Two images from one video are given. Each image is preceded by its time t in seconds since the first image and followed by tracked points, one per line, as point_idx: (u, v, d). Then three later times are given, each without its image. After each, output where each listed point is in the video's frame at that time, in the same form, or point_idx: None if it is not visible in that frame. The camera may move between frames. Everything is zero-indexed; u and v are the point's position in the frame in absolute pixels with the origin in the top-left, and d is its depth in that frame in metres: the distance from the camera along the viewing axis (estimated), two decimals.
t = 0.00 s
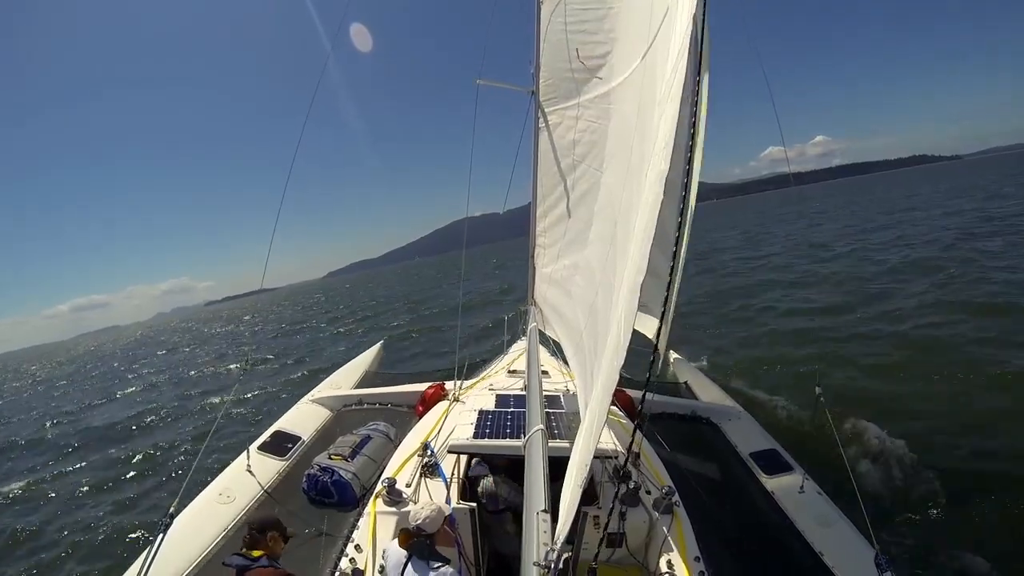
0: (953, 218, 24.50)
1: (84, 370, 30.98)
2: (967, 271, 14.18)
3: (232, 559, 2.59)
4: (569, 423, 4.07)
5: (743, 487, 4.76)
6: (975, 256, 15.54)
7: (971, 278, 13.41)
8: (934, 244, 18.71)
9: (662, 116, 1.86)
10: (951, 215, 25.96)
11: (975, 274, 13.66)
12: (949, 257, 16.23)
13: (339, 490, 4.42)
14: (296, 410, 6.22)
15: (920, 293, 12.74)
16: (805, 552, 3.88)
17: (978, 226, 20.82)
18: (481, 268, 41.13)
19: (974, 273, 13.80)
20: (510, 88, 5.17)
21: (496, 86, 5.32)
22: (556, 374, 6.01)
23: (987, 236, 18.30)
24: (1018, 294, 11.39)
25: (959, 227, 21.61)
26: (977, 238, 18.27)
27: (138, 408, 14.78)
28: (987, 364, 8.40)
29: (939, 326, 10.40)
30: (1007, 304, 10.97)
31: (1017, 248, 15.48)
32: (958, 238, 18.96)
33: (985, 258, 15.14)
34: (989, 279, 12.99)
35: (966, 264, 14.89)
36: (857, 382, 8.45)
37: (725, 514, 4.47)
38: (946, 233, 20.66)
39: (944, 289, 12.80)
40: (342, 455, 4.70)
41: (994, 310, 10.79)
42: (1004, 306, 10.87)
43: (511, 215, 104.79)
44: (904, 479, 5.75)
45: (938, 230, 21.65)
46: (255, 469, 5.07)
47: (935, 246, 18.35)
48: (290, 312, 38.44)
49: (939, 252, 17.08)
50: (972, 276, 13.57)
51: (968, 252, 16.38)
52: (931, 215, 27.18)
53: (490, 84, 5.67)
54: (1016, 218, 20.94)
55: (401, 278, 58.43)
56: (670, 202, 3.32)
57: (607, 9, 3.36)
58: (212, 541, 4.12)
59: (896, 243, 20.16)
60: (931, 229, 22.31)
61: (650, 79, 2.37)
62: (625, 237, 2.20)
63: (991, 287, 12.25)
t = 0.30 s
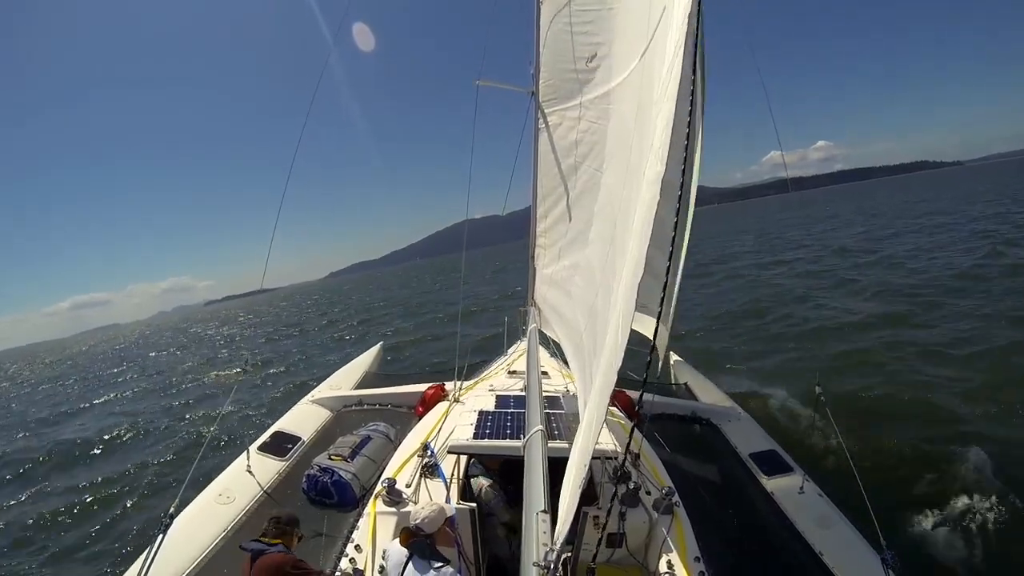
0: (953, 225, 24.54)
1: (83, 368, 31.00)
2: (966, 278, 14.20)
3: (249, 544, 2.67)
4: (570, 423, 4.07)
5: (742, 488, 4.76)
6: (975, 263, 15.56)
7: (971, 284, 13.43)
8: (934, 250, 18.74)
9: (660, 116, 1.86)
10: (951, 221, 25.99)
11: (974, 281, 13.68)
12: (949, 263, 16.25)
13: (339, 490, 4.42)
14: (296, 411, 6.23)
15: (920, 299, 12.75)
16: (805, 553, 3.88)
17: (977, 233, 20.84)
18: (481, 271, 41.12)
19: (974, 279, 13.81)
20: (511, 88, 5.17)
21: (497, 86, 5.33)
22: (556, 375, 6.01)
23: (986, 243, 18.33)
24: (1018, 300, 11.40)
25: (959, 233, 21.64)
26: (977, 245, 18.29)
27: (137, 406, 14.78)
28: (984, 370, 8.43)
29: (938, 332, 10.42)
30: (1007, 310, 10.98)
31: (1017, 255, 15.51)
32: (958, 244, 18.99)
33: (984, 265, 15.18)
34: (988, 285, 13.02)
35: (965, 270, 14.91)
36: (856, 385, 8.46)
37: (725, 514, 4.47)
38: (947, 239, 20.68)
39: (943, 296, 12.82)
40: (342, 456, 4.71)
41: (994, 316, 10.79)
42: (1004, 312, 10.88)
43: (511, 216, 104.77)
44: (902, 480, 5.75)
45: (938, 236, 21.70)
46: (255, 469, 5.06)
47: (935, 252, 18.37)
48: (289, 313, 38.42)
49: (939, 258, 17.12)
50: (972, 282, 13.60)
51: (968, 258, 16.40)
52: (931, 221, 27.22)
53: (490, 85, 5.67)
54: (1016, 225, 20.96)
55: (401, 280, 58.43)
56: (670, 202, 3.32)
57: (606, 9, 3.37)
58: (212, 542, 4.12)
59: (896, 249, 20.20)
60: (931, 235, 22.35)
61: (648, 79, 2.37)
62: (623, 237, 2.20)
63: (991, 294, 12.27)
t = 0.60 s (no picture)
0: (952, 222, 24.58)
1: (83, 372, 31.00)
2: (965, 274, 14.22)
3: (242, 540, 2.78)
4: (569, 424, 4.07)
5: (742, 488, 4.76)
6: (973, 259, 15.59)
7: (969, 280, 13.46)
8: (933, 247, 18.77)
9: (664, 120, 1.85)
10: (951, 218, 25.97)
11: (973, 277, 13.70)
12: (947, 260, 16.29)
13: (339, 490, 4.42)
14: (296, 412, 6.22)
15: (919, 297, 12.78)
16: (805, 553, 3.89)
17: (977, 230, 20.82)
18: (480, 271, 41.12)
19: (973, 275, 13.83)
20: (509, 90, 5.18)
21: (496, 87, 5.34)
22: (555, 376, 6.02)
23: (985, 239, 18.37)
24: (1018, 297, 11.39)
25: (958, 230, 21.63)
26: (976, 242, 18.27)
27: (137, 409, 14.78)
28: (984, 366, 8.44)
29: (937, 328, 10.43)
30: (1005, 307, 11.00)
31: (1015, 251, 15.54)
32: (957, 242, 18.98)
33: (982, 261, 15.23)
34: (987, 282, 13.04)
35: (964, 267, 14.93)
36: (856, 384, 8.46)
37: (725, 515, 4.47)
38: (945, 236, 20.71)
39: (942, 292, 12.84)
40: (341, 457, 4.71)
41: (993, 313, 10.80)
42: (1004, 309, 10.86)
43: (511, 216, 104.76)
44: (901, 479, 5.77)
45: (937, 233, 21.71)
46: (254, 470, 5.07)
47: (935, 250, 18.34)
48: (289, 314, 38.39)
49: (938, 255, 17.14)
50: (971, 278, 13.62)
51: (967, 255, 16.44)
52: (930, 218, 27.22)
53: (488, 86, 5.67)
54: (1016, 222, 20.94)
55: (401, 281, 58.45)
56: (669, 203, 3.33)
57: (606, 11, 3.37)
58: (212, 541, 4.13)
59: (895, 246, 20.23)
60: (929, 232, 22.39)
61: (651, 81, 2.37)
62: (626, 240, 2.20)
63: (989, 290, 12.30)
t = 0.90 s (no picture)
0: (952, 213, 24.51)
1: (84, 376, 31.03)
2: (965, 266, 14.21)
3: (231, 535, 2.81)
4: (568, 424, 4.06)
5: (741, 487, 4.76)
6: (973, 251, 15.56)
7: (970, 273, 13.44)
8: (933, 239, 18.73)
9: (663, 118, 1.84)
10: (951, 209, 25.92)
11: (973, 269, 13.68)
12: (948, 252, 16.25)
13: (338, 490, 4.42)
14: (295, 412, 6.22)
15: (919, 291, 12.77)
16: (804, 552, 3.88)
17: (976, 221, 20.77)
18: (480, 269, 41.11)
19: (974, 268, 13.80)
20: (507, 89, 5.17)
21: (494, 86, 5.34)
22: (555, 375, 6.01)
23: (985, 230, 18.32)
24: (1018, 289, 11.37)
25: (958, 221, 21.57)
26: (976, 233, 18.23)
27: (138, 411, 14.80)
28: (984, 360, 8.43)
29: (937, 322, 10.42)
30: (1005, 299, 10.99)
31: (1015, 242, 15.51)
32: (957, 233, 18.92)
33: (982, 253, 15.21)
34: (987, 274, 13.02)
35: (964, 259, 14.91)
36: (856, 380, 8.46)
37: (724, 514, 4.47)
38: (946, 227, 20.68)
39: (943, 285, 12.82)
40: (340, 456, 4.71)
41: (993, 305, 10.79)
42: (1004, 302, 10.85)
43: (510, 214, 104.65)
44: (899, 476, 5.77)
45: (937, 225, 21.67)
46: (253, 470, 5.07)
47: (934, 242, 18.31)
48: (290, 314, 38.40)
49: (938, 247, 17.11)
50: (971, 270, 13.59)
51: (967, 246, 16.40)
52: (930, 210, 27.17)
53: (487, 85, 5.67)
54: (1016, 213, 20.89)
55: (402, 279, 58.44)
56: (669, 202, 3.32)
57: (605, 10, 3.37)
58: (211, 541, 4.13)
59: (895, 239, 20.20)
60: (930, 223, 22.34)
61: (649, 80, 2.37)
62: (624, 239, 2.20)
63: (989, 283, 12.28)
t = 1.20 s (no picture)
0: (954, 216, 24.46)
1: (85, 376, 31.03)
2: (967, 269, 14.19)
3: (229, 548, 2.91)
4: (569, 425, 4.07)
5: (741, 488, 4.76)
6: (975, 254, 15.54)
7: (971, 275, 13.42)
8: (935, 242, 18.71)
9: (660, 120, 1.85)
10: (952, 212, 25.88)
11: (974, 272, 13.66)
12: (949, 254, 16.24)
13: (339, 491, 4.42)
14: (296, 412, 6.22)
15: (920, 293, 12.75)
16: (804, 553, 3.88)
17: (977, 224, 20.74)
18: (481, 271, 41.10)
19: (975, 270, 13.77)
20: (509, 91, 5.18)
21: (496, 88, 5.35)
22: (555, 376, 6.01)
23: (987, 234, 18.29)
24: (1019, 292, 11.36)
25: (959, 224, 21.53)
26: (977, 236, 18.21)
27: (139, 411, 14.79)
28: (985, 362, 8.42)
29: (939, 325, 10.41)
30: (1007, 301, 10.97)
31: (1017, 245, 15.48)
32: (959, 236, 18.90)
33: (984, 256, 15.18)
34: (989, 276, 13.01)
35: (966, 262, 14.89)
36: (857, 382, 8.46)
37: (723, 515, 4.47)
38: (947, 230, 20.66)
39: (945, 287, 12.80)
40: (341, 457, 4.71)
41: (996, 307, 10.76)
42: (1005, 304, 10.84)
43: (511, 215, 104.59)
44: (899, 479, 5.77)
45: (938, 228, 21.66)
46: (254, 471, 5.07)
47: (935, 244, 18.28)
48: (291, 316, 38.38)
49: (940, 250, 17.09)
50: (973, 273, 13.58)
51: (968, 249, 16.40)
52: (931, 213, 27.13)
53: (489, 87, 5.67)
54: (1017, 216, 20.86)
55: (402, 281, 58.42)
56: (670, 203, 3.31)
57: (606, 12, 3.38)
58: (211, 542, 4.13)
59: (897, 242, 20.18)
60: (931, 227, 22.34)
61: (649, 81, 2.37)
62: (623, 239, 2.20)
63: (991, 285, 12.26)
